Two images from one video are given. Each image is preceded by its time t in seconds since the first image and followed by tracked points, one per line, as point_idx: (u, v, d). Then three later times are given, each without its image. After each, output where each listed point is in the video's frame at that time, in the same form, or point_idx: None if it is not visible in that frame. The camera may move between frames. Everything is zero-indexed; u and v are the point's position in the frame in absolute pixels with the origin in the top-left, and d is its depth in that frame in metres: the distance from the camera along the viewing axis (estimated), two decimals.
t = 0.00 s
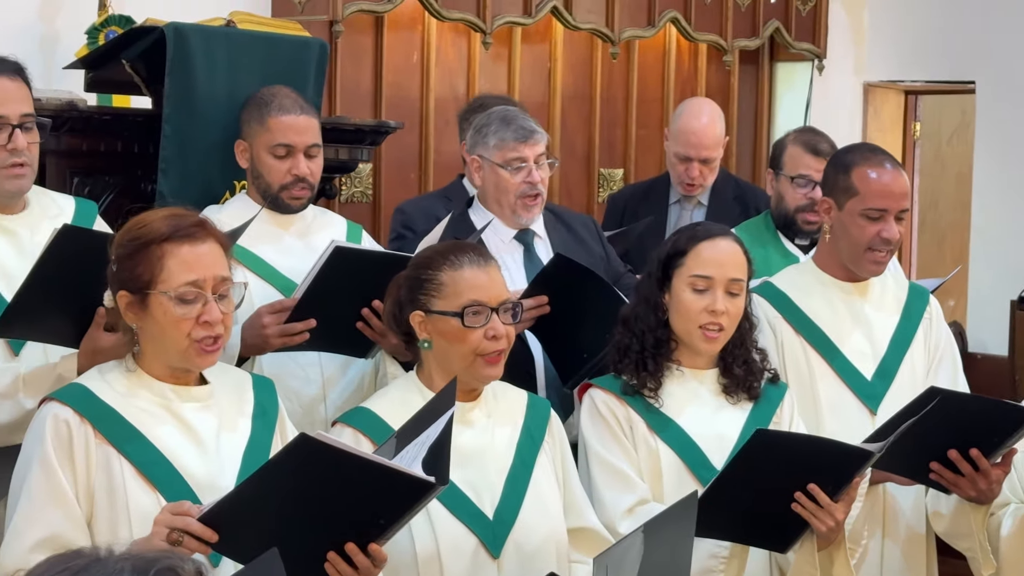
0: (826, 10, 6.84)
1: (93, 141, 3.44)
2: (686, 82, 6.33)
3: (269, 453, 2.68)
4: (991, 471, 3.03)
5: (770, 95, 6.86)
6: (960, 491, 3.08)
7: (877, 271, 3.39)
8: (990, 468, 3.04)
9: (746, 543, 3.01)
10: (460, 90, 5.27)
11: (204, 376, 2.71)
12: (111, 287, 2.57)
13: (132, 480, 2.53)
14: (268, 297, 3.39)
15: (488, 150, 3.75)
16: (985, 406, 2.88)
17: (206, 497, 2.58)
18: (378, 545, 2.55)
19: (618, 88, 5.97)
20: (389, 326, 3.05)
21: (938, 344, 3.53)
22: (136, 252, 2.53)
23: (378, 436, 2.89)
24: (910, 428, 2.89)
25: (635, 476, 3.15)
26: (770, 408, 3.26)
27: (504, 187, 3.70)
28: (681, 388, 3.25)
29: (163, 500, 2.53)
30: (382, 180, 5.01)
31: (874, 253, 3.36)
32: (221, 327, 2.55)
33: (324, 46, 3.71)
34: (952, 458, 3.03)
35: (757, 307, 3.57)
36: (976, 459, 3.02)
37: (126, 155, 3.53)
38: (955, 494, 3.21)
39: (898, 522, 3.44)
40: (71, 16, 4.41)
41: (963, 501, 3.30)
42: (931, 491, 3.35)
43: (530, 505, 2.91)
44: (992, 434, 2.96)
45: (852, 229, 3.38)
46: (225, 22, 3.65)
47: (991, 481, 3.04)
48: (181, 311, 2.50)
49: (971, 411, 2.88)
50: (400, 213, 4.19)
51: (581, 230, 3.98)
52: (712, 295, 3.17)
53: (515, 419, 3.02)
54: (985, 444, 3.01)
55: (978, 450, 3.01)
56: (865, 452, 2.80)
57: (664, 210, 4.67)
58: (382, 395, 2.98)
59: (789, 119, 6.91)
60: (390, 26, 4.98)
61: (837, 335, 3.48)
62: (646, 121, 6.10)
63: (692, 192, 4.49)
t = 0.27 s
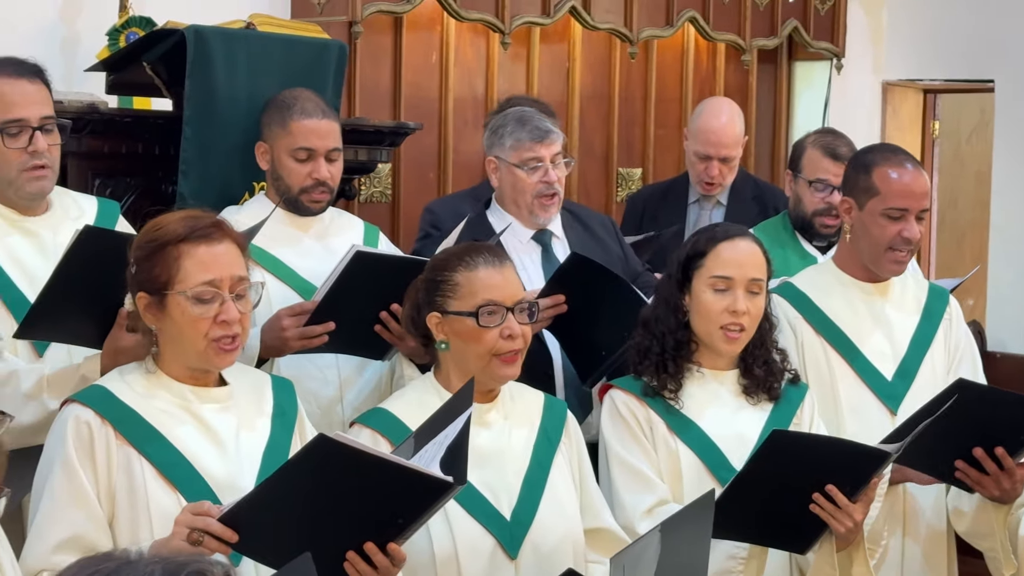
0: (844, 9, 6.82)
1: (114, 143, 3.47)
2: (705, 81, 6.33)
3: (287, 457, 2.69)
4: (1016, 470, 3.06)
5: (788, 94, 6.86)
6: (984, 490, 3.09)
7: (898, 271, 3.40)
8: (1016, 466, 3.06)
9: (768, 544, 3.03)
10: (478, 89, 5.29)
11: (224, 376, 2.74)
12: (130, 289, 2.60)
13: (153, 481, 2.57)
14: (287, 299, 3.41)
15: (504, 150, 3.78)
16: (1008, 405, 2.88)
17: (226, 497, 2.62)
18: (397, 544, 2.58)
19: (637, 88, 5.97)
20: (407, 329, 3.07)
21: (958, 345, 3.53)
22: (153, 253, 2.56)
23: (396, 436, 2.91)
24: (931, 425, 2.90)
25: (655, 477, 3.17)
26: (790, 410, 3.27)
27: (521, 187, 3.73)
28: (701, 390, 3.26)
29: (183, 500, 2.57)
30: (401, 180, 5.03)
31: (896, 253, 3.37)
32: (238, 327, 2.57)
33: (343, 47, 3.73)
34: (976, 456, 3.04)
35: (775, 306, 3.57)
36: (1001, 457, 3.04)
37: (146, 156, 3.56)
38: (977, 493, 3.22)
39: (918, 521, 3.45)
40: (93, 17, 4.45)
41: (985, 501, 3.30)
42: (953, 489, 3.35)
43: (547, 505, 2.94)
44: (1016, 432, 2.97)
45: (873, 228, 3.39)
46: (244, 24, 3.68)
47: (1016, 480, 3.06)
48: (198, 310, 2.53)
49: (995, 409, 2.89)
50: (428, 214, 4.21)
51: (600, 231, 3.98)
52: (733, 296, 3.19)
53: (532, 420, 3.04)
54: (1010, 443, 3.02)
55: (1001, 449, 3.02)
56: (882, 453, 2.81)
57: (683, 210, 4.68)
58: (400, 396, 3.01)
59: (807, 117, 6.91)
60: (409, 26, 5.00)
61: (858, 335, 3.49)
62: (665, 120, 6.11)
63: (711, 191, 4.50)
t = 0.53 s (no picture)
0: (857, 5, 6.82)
1: (129, 141, 3.50)
2: (718, 78, 6.33)
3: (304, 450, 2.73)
4: None
5: (801, 90, 6.86)
6: (1000, 486, 3.11)
7: (917, 267, 3.39)
8: None
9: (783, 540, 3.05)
10: (492, 86, 5.30)
11: (240, 373, 2.77)
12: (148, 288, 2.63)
13: (170, 477, 2.59)
14: (299, 297, 3.42)
15: (521, 147, 3.79)
16: None
17: (242, 493, 2.64)
18: (411, 539, 2.61)
19: (650, 84, 5.98)
20: (418, 329, 3.08)
21: (975, 342, 3.52)
22: (170, 251, 2.59)
23: (410, 433, 2.93)
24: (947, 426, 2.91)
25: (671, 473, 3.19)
26: (805, 404, 3.29)
27: (537, 184, 3.74)
28: (717, 387, 3.29)
29: (200, 496, 2.59)
30: (414, 177, 5.04)
31: (913, 249, 3.36)
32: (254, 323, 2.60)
33: (357, 46, 3.73)
34: (992, 453, 3.05)
35: (793, 304, 3.58)
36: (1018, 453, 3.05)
37: (162, 155, 3.59)
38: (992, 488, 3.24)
39: (934, 516, 3.45)
40: (107, 14, 4.47)
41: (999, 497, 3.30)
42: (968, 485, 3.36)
43: (561, 502, 2.95)
44: None
45: (891, 225, 3.39)
46: (258, 22, 3.69)
47: None
48: (214, 306, 2.55)
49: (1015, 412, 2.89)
50: (444, 210, 4.29)
51: (616, 229, 3.98)
52: (750, 286, 3.21)
53: (546, 417, 3.05)
54: None
55: None
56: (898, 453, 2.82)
57: (695, 208, 4.67)
58: (414, 393, 3.02)
59: (819, 115, 6.93)
60: (422, 23, 5.01)
61: (873, 333, 3.50)
62: (678, 116, 6.11)
63: (724, 188, 4.50)
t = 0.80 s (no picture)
0: None
1: (136, 136, 3.50)
2: (723, 72, 6.32)
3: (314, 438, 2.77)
4: None
5: (807, 84, 6.86)
6: (1008, 481, 3.11)
7: (931, 260, 3.39)
8: None
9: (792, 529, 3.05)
10: (497, 81, 5.30)
11: (249, 362, 2.82)
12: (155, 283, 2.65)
13: (180, 462, 2.66)
14: (306, 289, 3.44)
15: (533, 141, 3.80)
16: None
17: (251, 480, 2.69)
18: (419, 529, 2.62)
19: (656, 79, 5.98)
20: (424, 322, 3.09)
21: (988, 331, 3.53)
22: (177, 246, 2.60)
23: (414, 422, 2.94)
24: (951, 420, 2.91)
25: (679, 462, 3.20)
26: (808, 401, 3.30)
27: (549, 178, 3.76)
28: (726, 379, 3.30)
29: (209, 483, 2.65)
30: (420, 174, 5.04)
31: (926, 243, 3.36)
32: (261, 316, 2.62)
33: (364, 41, 3.72)
34: (998, 448, 3.06)
35: (804, 293, 3.58)
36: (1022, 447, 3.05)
37: (169, 150, 3.59)
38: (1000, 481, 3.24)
39: (942, 513, 3.46)
40: (114, 10, 4.48)
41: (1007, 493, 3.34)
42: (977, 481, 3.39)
43: (567, 493, 2.96)
44: None
45: (904, 220, 3.40)
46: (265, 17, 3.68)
47: None
48: (221, 300, 2.56)
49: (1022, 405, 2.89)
50: (449, 202, 4.33)
51: (625, 222, 3.99)
52: (752, 277, 3.22)
53: (553, 408, 3.06)
54: None
55: None
56: (912, 440, 2.82)
57: (701, 199, 4.68)
58: (420, 384, 3.03)
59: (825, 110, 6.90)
60: (428, 18, 5.02)
61: (888, 329, 3.49)
62: (683, 111, 6.11)
63: (730, 182, 4.50)
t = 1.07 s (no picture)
0: None
1: (138, 129, 3.50)
2: (723, 65, 6.32)
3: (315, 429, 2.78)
4: None
5: (807, 76, 6.86)
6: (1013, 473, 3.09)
7: (934, 254, 3.42)
8: None
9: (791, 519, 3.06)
10: (497, 74, 5.30)
11: (249, 354, 2.82)
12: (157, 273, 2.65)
13: (181, 455, 2.66)
14: (306, 279, 3.46)
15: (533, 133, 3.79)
16: None
17: (252, 471, 2.69)
18: (417, 522, 2.61)
19: (655, 71, 5.98)
20: (424, 314, 3.10)
21: (996, 324, 3.54)
22: (178, 237, 2.60)
23: (416, 414, 2.94)
24: (950, 409, 2.91)
25: (677, 454, 3.21)
26: (805, 391, 3.31)
27: (549, 170, 3.75)
28: (721, 372, 3.31)
29: (210, 476, 2.65)
30: (421, 167, 5.05)
31: (930, 236, 3.39)
32: (262, 307, 2.62)
33: (363, 34, 3.73)
34: (1003, 438, 3.04)
35: (809, 285, 3.56)
36: None
37: (170, 143, 3.59)
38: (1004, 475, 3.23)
39: (947, 509, 3.47)
40: (114, 3, 4.48)
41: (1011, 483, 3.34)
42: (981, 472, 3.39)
43: (568, 482, 2.96)
44: None
45: (911, 210, 3.40)
46: (265, 11, 3.70)
47: None
48: (223, 290, 2.57)
49: None
50: (443, 196, 4.32)
51: (626, 214, 3.99)
52: (749, 271, 3.23)
53: (553, 400, 3.06)
54: None
55: None
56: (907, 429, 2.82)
57: (701, 192, 4.68)
58: (419, 376, 3.03)
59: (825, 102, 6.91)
60: (428, 11, 5.01)
61: (895, 321, 3.49)
62: (683, 104, 6.11)
63: (729, 172, 4.51)
